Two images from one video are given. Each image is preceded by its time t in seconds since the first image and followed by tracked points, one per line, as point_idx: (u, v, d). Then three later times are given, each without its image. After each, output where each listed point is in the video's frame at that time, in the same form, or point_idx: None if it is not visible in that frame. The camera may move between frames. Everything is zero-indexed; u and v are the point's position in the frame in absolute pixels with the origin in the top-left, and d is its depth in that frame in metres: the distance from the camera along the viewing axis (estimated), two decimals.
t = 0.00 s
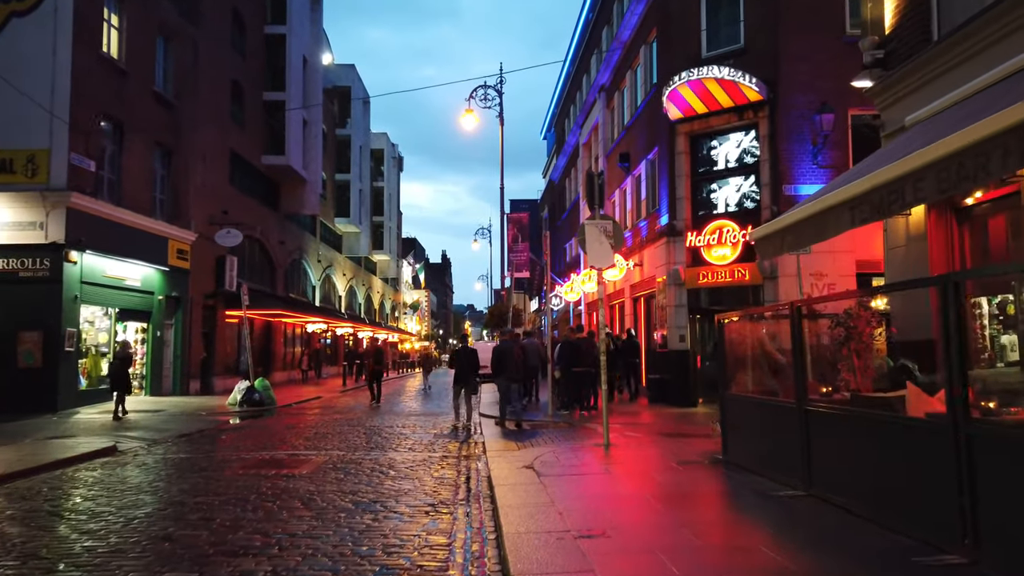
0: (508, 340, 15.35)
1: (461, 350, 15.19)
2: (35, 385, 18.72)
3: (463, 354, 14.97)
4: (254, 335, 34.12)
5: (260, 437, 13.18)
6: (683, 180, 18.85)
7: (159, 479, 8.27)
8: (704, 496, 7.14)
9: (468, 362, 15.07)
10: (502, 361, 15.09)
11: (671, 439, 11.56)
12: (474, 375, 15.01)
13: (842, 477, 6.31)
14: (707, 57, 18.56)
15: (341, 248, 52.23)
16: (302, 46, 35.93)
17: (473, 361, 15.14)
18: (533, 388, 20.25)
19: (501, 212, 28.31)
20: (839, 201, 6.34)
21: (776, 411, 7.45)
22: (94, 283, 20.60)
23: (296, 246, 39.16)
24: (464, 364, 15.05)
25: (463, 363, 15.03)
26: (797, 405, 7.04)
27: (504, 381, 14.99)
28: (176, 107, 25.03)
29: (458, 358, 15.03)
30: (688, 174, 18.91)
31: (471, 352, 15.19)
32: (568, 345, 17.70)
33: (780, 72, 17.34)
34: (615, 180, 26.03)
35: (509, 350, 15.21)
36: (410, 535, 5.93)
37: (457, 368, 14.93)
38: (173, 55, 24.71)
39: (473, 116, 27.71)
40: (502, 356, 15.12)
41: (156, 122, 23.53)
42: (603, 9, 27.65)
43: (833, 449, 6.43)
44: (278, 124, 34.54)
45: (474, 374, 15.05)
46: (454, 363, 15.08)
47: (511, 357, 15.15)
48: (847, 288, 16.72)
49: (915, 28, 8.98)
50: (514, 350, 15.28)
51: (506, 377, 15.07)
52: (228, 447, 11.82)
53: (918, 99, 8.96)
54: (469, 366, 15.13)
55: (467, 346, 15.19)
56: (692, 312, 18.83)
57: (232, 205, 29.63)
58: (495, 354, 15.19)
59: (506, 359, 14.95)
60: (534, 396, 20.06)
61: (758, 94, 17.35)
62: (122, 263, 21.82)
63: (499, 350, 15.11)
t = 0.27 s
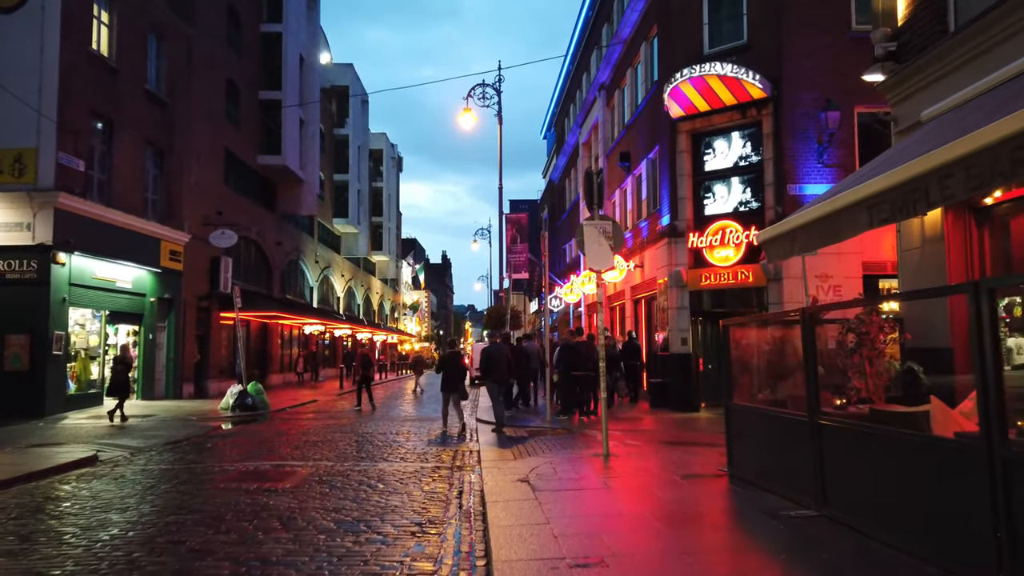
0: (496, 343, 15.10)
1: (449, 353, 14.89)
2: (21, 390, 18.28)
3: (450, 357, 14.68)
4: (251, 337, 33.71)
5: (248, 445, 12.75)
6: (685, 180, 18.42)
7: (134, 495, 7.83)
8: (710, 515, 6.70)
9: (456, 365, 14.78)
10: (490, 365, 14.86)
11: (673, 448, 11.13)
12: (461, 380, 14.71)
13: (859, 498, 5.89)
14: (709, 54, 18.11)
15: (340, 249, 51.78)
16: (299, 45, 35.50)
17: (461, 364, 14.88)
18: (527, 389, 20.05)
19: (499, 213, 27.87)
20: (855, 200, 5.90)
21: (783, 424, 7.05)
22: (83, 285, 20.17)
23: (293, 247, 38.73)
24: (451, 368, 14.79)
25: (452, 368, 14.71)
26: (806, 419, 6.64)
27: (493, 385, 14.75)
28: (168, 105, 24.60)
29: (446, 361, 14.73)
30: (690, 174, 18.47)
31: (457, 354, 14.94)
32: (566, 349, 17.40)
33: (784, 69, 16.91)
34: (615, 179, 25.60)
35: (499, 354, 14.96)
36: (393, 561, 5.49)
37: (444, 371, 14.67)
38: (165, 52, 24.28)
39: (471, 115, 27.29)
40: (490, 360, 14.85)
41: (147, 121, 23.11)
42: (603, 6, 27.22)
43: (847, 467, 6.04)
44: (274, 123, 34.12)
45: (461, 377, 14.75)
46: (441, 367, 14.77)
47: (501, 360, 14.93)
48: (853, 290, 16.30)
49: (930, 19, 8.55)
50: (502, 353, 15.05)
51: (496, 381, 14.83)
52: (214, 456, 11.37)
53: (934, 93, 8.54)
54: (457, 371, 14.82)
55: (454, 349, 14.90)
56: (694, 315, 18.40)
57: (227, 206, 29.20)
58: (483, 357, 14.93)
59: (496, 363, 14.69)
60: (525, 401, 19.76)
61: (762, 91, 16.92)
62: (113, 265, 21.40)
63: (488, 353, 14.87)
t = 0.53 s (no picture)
0: (491, 345, 14.85)
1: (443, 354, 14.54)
2: (13, 391, 17.87)
3: (444, 356, 14.38)
4: (251, 338, 33.29)
5: (239, 448, 12.29)
6: (692, 175, 17.92)
7: (109, 505, 7.38)
8: (722, 529, 6.23)
9: (450, 365, 14.45)
10: (484, 367, 14.64)
11: (681, 453, 10.65)
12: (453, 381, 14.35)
13: (888, 511, 5.41)
14: (717, 45, 17.59)
15: (342, 248, 51.37)
16: (300, 41, 35.07)
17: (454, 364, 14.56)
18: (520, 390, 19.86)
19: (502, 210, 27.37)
20: (883, 186, 5.39)
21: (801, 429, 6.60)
22: (76, 283, 19.77)
23: (294, 246, 38.33)
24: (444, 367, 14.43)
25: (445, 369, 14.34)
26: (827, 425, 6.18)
27: (485, 387, 14.49)
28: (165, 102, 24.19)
29: (440, 362, 14.40)
30: (697, 169, 17.97)
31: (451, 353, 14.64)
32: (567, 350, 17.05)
33: (795, 60, 16.40)
34: (620, 176, 25.12)
35: (494, 354, 14.75)
36: None
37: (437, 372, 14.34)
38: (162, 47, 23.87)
39: (473, 111, 26.81)
40: (484, 362, 14.55)
41: (144, 117, 22.70)
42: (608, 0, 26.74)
43: (872, 477, 5.59)
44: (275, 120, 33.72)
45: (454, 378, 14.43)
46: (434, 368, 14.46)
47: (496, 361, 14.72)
48: (866, 289, 15.79)
49: None
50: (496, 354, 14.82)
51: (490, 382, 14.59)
52: (202, 460, 10.91)
53: (960, 77, 8.05)
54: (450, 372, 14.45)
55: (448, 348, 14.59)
56: (702, 314, 17.90)
57: (227, 204, 28.80)
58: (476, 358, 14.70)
59: (489, 364, 14.50)
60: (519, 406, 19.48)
61: (772, 83, 16.40)
62: (108, 263, 20.99)
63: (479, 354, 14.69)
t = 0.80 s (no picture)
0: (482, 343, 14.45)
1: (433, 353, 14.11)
2: None
3: (433, 356, 14.01)
4: (247, 336, 32.84)
5: (226, 451, 11.81)
6: (696, 170, 17.42)
7: (75, 514, 6.92)
8: (732, 543, 5.74)
9: (440, 366, 14.08)
10: (473, 367, 14.25)
11: (685, 457, 10.17)
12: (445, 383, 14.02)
13: (917, 528, 4.92)
14: (721, 36, 17.09)
15: (341, 247, 50.88)
16: (297, 36, 34.59)
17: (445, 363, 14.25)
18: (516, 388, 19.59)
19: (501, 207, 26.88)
20: (913, 166, 4.89)
21: (816, 434, 6.14)
22: (64, 281, 19.30)
23: (292, 244, 37.86)
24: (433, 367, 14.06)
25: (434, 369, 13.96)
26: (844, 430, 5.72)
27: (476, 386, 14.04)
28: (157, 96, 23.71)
29: (430, 362, 14.00)
30: (701, 163, 17.48)
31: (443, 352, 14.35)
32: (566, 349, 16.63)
33: (803, 51, 15.90)
34: (622, 172, 24.62)
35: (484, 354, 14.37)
36: None
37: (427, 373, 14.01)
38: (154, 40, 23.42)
39: (473, 106, 26.32)
40: (473, 361, 14.10)
41: (135, 111, 22.23)
42: None
43: (897, 488, 5.13)
44: (271, 116, 33.26)
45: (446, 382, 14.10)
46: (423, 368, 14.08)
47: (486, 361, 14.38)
48: (876, 286, 15.29)
49: None
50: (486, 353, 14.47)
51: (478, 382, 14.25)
52: (184, 464, 10.41)
53: (985, 58, 7.56)
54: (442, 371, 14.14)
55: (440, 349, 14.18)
56: (705, 313, 17.42)
57: (222, 201, 28.33)
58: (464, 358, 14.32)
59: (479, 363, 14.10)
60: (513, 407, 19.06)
61: (779, 75, 15.90)
62: (97, 260, 20.52)
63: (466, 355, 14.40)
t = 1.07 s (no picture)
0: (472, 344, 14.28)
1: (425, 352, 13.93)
2: None
3: (424, 355, 13.87)
4: (242, 335, 32.35)
5: (210, 453, 11.32)
6: (700, 163, 16.92)
7: (38, 523, 6.45)
8: (746, 556, 5.25)
9: (433, 364, 14.01)
10: (461, 367, 13.96)
11: (690, 460, 9.68)
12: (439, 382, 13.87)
13: (954, 542, 4.42)
14: (726, 24, 16.58)
15: (339, 245, 50.39)
16: (294, 31, 34.11)
17: (437, 362, 14.10)
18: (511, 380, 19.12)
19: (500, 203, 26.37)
20: (952, 139, 4.43)
21: (832, 437, 5.69)
22: (52, 277, 18.82)
23: (289, 242, 37.39)
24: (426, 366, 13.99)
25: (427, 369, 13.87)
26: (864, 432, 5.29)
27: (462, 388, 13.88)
28: (149, 89, 23.22)
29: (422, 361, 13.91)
30: (705, 156, 16.98)
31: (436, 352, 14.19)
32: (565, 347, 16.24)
33: (810, 38, 15.39)
34: (623, 167, 24.14)
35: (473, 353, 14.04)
36: None
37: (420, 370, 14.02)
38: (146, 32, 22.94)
39: (471, 100, 25.81)
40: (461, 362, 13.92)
41: (125, 104, 21.76)
42: None
43: (924, 496, 4.68)
44: (267, 112, 32.76)
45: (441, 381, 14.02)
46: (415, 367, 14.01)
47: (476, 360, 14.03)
48: (886, 282, 14.79)
49: None
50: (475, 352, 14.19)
51: (466, 383, 13.94)
52: (163, 467, 9.90)
53: (1012, 35, 7.09)
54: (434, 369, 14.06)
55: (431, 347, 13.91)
56: (709, 310, 16.93)
57: (217, 197, 27.84)
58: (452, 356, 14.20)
59: (466, 363, 13.81)
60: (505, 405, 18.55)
61: (785, 63, 15.39)
62: (86, 256, 20.05)
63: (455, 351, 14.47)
